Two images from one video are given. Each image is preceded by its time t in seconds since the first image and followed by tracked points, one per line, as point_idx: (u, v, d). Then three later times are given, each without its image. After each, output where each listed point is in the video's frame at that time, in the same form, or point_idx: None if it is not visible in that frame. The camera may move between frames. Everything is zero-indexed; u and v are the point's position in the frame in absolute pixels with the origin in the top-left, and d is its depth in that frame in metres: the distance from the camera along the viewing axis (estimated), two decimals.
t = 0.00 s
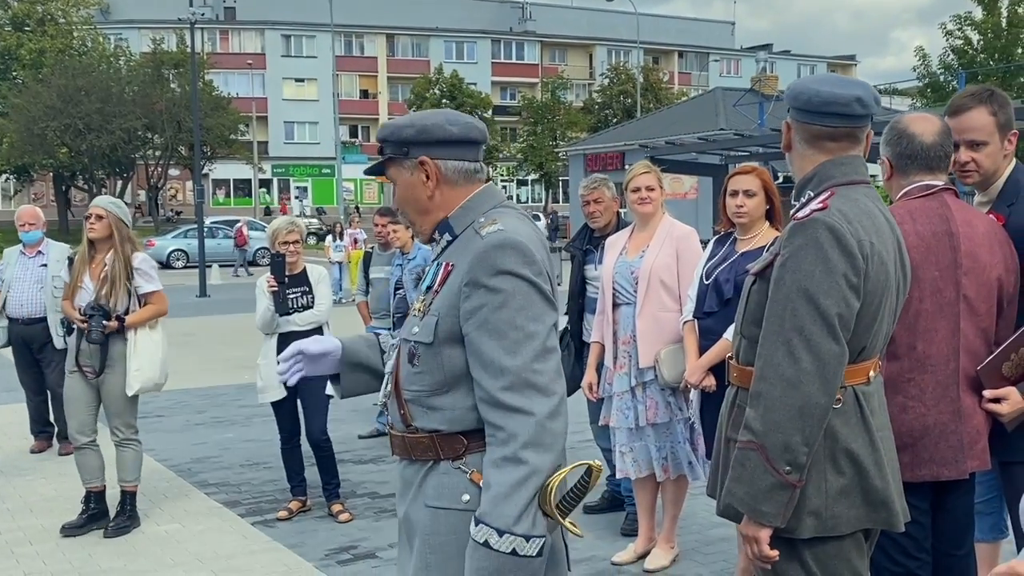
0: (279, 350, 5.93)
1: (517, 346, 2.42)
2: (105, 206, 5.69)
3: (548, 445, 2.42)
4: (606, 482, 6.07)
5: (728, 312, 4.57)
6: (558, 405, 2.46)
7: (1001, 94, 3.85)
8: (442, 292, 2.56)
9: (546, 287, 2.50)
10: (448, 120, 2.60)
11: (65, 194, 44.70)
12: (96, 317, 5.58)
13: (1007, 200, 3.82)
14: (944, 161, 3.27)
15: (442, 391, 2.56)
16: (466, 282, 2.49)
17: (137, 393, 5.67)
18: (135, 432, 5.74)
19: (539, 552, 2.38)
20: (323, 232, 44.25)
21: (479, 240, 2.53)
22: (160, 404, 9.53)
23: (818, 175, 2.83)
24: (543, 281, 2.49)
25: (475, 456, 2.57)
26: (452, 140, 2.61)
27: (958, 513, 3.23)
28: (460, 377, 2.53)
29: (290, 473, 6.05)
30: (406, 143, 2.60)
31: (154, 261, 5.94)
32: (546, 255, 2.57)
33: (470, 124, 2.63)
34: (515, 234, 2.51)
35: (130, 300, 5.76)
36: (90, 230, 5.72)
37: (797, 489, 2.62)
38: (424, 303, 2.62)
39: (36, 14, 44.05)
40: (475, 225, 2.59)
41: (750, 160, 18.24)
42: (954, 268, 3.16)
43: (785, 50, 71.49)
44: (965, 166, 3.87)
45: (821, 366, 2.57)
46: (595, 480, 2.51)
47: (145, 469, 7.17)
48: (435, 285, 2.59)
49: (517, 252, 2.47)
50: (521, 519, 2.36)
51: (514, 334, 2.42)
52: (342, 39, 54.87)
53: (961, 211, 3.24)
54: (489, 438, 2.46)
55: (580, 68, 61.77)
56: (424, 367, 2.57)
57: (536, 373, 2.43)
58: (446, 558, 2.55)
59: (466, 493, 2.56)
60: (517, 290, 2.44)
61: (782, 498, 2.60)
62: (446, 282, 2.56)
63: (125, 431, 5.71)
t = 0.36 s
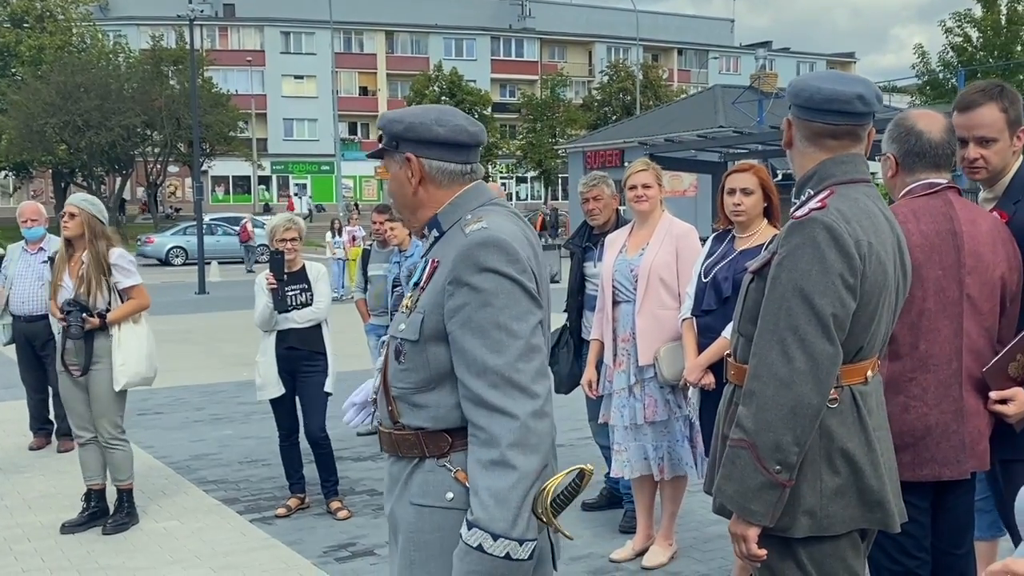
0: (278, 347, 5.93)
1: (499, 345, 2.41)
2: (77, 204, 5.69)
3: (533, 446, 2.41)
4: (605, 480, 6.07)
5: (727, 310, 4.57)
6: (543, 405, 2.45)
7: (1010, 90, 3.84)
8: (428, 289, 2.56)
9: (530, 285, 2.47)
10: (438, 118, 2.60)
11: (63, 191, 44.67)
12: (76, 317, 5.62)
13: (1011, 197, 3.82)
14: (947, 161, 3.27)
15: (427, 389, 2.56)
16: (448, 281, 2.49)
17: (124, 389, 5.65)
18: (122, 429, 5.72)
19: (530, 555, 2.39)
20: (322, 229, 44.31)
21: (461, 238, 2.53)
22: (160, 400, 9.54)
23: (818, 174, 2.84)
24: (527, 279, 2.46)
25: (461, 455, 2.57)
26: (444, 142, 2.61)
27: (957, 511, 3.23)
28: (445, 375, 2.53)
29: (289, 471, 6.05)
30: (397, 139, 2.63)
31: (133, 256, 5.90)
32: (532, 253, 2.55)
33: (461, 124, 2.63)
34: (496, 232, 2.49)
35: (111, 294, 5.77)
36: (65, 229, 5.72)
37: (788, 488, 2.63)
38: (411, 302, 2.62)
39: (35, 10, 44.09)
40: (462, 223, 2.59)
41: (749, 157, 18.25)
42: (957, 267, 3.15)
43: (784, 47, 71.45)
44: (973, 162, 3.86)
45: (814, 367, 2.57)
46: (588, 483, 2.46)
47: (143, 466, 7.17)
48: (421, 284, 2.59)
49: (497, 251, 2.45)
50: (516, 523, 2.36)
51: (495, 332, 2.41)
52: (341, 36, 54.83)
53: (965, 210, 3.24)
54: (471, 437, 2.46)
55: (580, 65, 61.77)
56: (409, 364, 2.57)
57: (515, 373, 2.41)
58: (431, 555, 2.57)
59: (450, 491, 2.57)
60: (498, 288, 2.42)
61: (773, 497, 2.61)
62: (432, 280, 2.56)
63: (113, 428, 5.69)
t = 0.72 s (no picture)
0: (278, 346, 5.92)
1: (468, 345, 2.40)
2: (68, 204, 5.66)
3: (493, 452, 2.39)
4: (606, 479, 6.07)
5: (728, 309, 4.56)
6: (510, 407, 2.42)
7: (1021, 88, 3.85)
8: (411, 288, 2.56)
9: (504, 287, 2.45)
10: (431, 118, 2.60)
11: (64, 188, 44.62)
12: (62, 317, 5.64)
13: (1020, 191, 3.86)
14: (954, 160, 3.26)
15: (408, 385, 2.57)
16: (425, 280, 2.48)
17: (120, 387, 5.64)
18: (121, 428, 5.69)
19: (496, 559, 2.40)
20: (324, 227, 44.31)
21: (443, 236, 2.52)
22: (160, 399, 9.54)
23: (825, 173, 2.82)
24: (501, 281, 2.44)
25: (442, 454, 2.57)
26: (440, 142, 2.62)
27: (962, 514, 3.22)
28: (425, 374, 2.53)
29: (290, 470, 6.04)
30: (403, 136, 2.64)
31: (124, 254, 5.89)
32: (513, 255, 2.54)
33: (461, 121, 2.62)
34: (473, 232, 2.48)
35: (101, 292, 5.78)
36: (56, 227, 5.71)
37: (801, 491, 2.62)
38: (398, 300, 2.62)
39: (36, 8, 44.16)
40: (448, 223, 2.59)
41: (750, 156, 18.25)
42: (966, 268, 3.14)
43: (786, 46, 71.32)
44: (982, 159, 3.86)
45: (827, 370, 2.57)
46: (551, 485, 2.50)
47: (144, 464, 7.16)
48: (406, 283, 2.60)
49: (474, 251, 2.44)
50: (477, 529, 2.37)
51: (463, 333, 2.40)
52: (342, 34, 54.82)
53: (974, 209, 3.23)
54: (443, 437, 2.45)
55: (581, 63, 61.71)
56: (392, 360, 2.57)
57: (485, 372, 2.39)
58: (412, 553, 2.58)
59: (429, 489, 2.57)
60: (468, 288, 2.41)
61: (784, 501, 2.60)
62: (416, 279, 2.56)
63: (110, 428, 5.66)
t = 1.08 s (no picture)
0: (279, 345, 5.92)
1: (446, 342, 2.38)
2: (92, 199, 5.65)
3: (462, 451, 2.37)
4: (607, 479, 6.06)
5: (732, 310, 4.54)
6: (481, 405, 2.38)
7: (1019, 85, 3.85)
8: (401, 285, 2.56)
9: (482, 283, 2.42)
10: (427, 118, 2.60)
11: (66, 187, 44.59)
12: (79, 307, 5.55)
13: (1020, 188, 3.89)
14: (961, 161, 3.25)
15: (399, 383, 2.57)
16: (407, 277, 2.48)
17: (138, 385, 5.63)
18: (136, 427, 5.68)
19: (478, 556, 2.40)
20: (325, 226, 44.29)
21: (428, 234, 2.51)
22: (160, 398, 9.52)
23: (833, 176, 2.82)
24: (482, 277, 2.42)
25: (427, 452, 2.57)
26: (435, 140, 2.61)
27: (971, 516, 3.21)
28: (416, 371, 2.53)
29: (290, 469, 6.03)
30: (404, 133, 2.63)
31: (141, 252, 5.86)
32: (497, 252, 2.52)
33: (463, 121, 2.63)
34: (456, 229, 2.47)
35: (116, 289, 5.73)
36: (82, 226, 5.68)
37: (824, 495, 2.61)
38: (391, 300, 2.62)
39: (37, 7, 44.20)
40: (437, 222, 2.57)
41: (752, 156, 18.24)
42: (972, 270, 3.12)
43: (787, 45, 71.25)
44: (978, 154, 3.85)
45: (855, 372, 2.56)
46: (523, 481, 2.45)
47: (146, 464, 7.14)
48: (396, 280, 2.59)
49: (453, 247, 2.43)
50: (450, 527, 2.37)
51: (441, 331, 2.38)
52: (344, 33, 54.81)
53: (981, 210, 3.21)
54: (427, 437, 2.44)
55: (582, 62, 61.70)
56: (386, 359, 2.58)
57: (458, 371, 2.37)
58: (403, 553, 2.56)
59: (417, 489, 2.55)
60: (443, 285, 2.40)
61: (810, 506, 2.59)
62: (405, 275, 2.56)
63: (125, 428, 5.63)
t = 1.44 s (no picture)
0: (278, 345, 5.91)
1: (463, 341, 2.38)
2: (113, 198, 5.62)
3: (486, 448, 2.37)
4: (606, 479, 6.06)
5: (733, 310, 4.55)
6: (503, 403, 2.39)
7: (994, 90, 3.95)
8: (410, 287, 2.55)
9: (494, 281, 2.42)
10: (436, 116, 2.61)
11: (64, 186, 44.51)
12: (116, 301, 5.49)
13: (997, 185, 3.94)
14: (963, 161, 3.25)
15: (409, 383, 2.58)
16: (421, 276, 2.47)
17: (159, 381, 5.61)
18: (150, 426, 5.66)
19: (502, 554, 2.38)
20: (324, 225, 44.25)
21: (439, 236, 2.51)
22: (159, 397, 9.51)
23: (838, 177, 2.84)
24: (494, 276, 2.42)
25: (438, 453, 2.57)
26: (443, 136, 2.62)
27: (967, 516, 3.21)
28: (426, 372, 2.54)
29: (289, 469, 6.03)
30: (422, 126, 2.62)
31: (162, 248, 5.93)
32: (509, 252, 2.53)
33: (476, 125, 2.67)
34: (467, 228, 2.47)
35: (145, 284, 5.76)
36: (103, 225, 5.64)
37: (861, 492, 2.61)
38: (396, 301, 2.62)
39: (36, 5, 44.20)
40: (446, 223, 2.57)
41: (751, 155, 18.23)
42: (971, 270, 3.12)
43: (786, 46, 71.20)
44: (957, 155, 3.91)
45: (892, 369, 2.59)
46: (549, 478, 2.46)
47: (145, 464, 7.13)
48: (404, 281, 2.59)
49: (469, 247, 2.42)
50: (476, 524, 2.35)
51: (457, 330, 2.38)
52: (343, 33, 54.79)
53: (981, 212, 3.22)
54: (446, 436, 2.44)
55: (581, 62, 61.68)
56: (393, 359, 2.59)
57: (478, 368, 2.37)
58: (415, 550, 2.55)
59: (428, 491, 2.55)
60: (461, 285, 2.40)
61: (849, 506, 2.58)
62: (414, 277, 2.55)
63: (141, 427, 5.62)
